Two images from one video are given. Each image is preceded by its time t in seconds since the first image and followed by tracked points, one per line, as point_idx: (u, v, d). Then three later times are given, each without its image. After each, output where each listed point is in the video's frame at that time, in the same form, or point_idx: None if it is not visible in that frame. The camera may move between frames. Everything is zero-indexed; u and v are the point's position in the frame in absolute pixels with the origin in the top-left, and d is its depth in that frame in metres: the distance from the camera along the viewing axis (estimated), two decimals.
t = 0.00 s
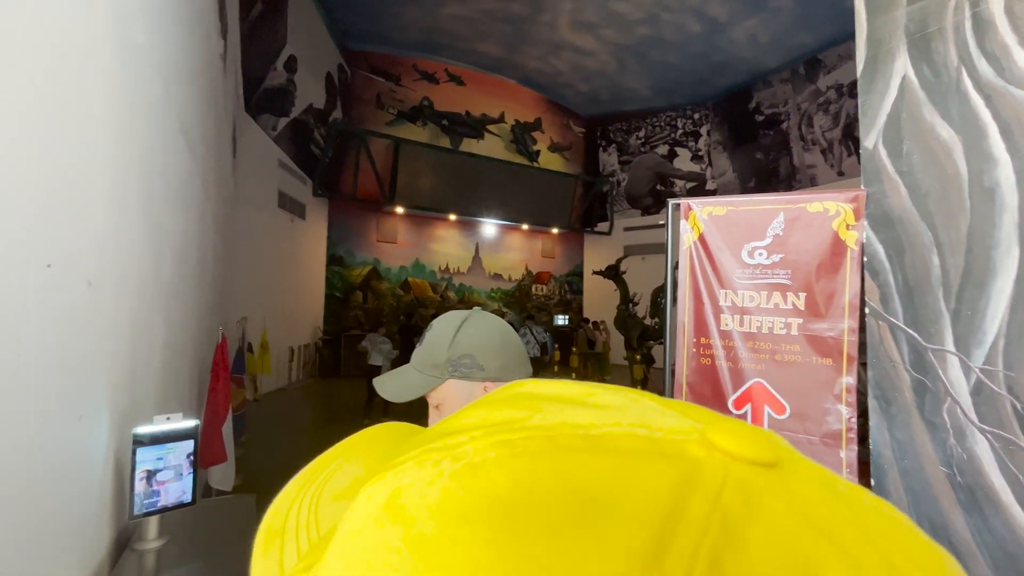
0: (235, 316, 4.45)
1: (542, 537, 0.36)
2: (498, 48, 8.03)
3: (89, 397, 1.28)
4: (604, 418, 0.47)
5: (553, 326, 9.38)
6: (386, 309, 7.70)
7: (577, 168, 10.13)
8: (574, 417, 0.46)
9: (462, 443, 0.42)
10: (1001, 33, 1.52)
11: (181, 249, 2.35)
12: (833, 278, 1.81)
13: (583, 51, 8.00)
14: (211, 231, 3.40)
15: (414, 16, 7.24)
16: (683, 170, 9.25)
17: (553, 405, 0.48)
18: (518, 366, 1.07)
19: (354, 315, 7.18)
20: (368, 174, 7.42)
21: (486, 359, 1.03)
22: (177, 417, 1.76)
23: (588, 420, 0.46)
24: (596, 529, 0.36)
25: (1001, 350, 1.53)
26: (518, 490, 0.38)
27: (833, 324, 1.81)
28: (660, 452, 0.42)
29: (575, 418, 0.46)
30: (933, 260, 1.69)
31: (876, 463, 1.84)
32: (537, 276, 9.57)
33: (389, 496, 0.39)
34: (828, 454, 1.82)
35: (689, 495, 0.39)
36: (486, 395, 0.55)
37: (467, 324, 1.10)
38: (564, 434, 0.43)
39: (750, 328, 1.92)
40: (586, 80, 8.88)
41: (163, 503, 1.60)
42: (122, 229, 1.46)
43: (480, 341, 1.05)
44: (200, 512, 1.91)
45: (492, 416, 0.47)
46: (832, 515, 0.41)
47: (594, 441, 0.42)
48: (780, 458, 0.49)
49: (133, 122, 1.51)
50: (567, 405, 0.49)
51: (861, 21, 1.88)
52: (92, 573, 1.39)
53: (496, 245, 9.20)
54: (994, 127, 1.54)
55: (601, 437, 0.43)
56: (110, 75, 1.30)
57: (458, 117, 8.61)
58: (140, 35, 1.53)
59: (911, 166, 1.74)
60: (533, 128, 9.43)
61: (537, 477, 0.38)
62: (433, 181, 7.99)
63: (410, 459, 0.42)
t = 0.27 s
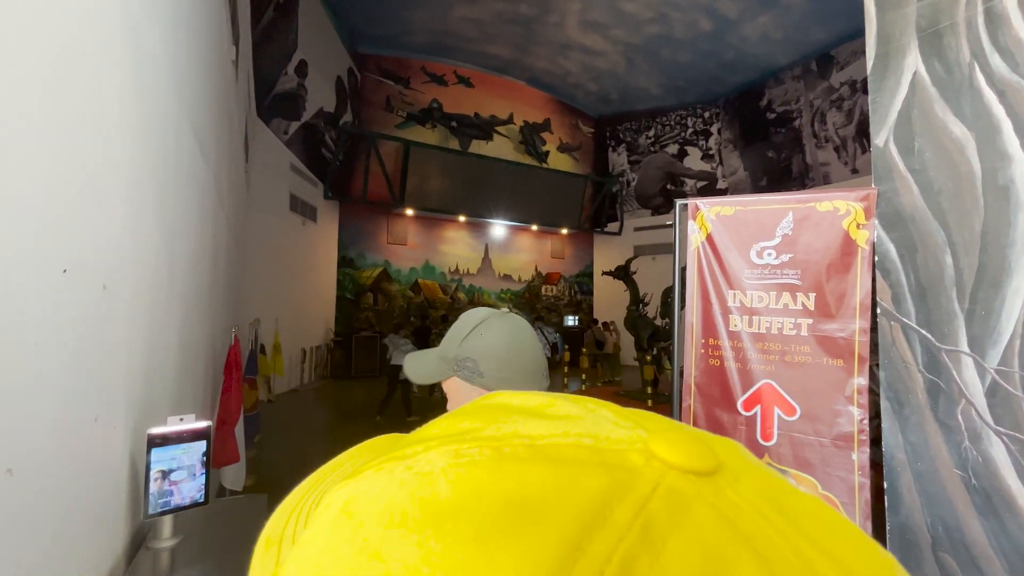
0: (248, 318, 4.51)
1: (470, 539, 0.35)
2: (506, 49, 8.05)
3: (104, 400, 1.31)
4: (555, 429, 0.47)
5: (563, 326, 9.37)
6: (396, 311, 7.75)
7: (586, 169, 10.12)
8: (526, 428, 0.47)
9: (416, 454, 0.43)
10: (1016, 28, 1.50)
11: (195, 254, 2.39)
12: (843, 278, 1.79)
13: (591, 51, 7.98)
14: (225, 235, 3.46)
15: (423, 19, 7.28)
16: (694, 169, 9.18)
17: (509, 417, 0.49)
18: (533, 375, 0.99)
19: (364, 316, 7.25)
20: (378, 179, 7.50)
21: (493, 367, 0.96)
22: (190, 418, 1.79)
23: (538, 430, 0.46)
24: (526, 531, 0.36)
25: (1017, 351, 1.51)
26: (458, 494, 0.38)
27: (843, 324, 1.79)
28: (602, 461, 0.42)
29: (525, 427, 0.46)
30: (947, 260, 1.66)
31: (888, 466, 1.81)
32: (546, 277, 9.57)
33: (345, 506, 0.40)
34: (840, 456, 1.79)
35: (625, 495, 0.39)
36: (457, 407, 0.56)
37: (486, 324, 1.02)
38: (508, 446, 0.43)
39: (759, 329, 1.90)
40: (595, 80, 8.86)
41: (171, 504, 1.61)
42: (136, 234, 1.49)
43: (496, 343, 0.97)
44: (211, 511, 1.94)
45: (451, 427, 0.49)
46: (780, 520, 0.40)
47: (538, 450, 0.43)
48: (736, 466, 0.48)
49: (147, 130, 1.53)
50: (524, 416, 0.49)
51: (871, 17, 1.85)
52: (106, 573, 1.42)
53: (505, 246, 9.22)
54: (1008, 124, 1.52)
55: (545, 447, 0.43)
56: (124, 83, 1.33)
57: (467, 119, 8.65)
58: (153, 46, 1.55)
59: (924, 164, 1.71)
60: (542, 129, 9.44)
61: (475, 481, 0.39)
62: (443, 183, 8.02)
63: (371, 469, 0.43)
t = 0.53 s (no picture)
0: (262, 319, 4.58)
1: (458, 565, 0.36)
2: (515, 49, 8.06)
3: (127, 401, 1.35)
4: (540, 442, 0.46)
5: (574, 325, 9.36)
6: (408, 311, 7.81)
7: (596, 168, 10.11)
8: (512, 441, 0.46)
9: (405, 472, 0.43)
10: None
11: (210, 257, 2.44)
12: (856, 278, 1.78)
13: (600, 49, 7.96)
14: (240, 237, 3.52)
15: (432, 21, 7.32)
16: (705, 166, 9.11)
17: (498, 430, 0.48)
18: (536, 380, 0.94)
19: (376, 316, 7.35)
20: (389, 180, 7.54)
21: (491, 363, 0.95)
22: (209, 419, 1.84)
23: (524, 445, 0.45)
24: (507, 549, 0.36)
25: None
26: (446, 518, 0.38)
27: (857, 324, 1.78)
28: (581, 478, 0.42)
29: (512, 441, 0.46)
30: (963, 258, 1.64)
31: (903, 467, 1.78)
32: (557, 276, 9.56)
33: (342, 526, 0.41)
34: (854, 457, 1.78)
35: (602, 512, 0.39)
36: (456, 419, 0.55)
37: (491, 325, 1.02)
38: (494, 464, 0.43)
39: (770, 329, 1.89)
40: (604, 78, 8.83)
41: (190, 503, 1.65)
42: (155, 239, 1.53)
43: (495, 344, 0.96)
44: (228, 511, 1.97)
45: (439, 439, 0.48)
46: (755, 536, 0.41)
47: (524, 468, 0.43)
48: (715, 479, 0.48)
49: (164, 136, 1.57)
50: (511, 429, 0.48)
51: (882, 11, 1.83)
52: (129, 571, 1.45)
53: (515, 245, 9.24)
54: None
55: (531, 464, 0.43)
56: (144, 93, 1.37)
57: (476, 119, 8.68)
58: (171, 55, 1.59)
59: (938, 161, 1.69)
60: (551, 128, 9.44)
61: (463, 505, 0.39)
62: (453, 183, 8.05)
63: (364, 488, 0.43)
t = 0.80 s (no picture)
0: (270, 318, 4.63)
1: None
2: (520, 46, 8.05)
3: (142, 401, 1.38)
4: (557, 450, 0.45)
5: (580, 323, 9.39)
6: (414, 309, 7.84)
7: (601, 165, 10.09)
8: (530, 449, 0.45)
9: (422, 480, 0.42)
10: None
11: (219, 257, 2.46)
12: (865, 275, 1.77)
13: (605, 45, 7.92)
14: (248, 237, 3.55)
15: (436, 19, 7.32)
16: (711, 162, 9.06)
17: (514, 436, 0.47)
18: (531, 381, 0.90)
19: (382, 314, 7.45)
20: (394, 178, 7.51)
21: (481, 364, 0.93)
22: (222, 418, 1.86)
23: (541, 454, 0.44)
24: (529, 553, 0.36)
25: None
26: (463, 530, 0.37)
27: (866, 321, 1.77)
28: (597, 489, 0.41)
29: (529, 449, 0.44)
30: (973, 255, 1.63)
31: (913, 464, 1.79)
32: (562, 274, 9.56)
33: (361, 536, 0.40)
34: (863, 455, 1.78)
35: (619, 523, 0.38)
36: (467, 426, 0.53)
37: (487, 327, 1.00)
38: (513, 473, 0.42)
39: (779, 326, 1.89)
40: (609, 75, 8.79)
41: (206, 499, 1.68)
42: (165, 240, 1.54)
43: (488, 345, 0.93)
44: (243, 507, 2.00)
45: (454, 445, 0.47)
46: (778, 553, 0.39)
47: (542, 477, 0.41)
48: (733, 488, 0.47)
49: (174, 138, 1.59)
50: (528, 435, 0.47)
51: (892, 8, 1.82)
52: (144, 569, 1.47)
53: (521, 243, 9.24)
54: None
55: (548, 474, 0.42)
56: (154, 97, 1.38)
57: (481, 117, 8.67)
58: (179, 57, 1.60)
59: (948, 158, 1.68)
60: (556, 125, 9.42)
61: (485, 512, 0.38)
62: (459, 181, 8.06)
63: (380, 497, 0.43)
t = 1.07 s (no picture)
0: (273, 317, 4.64)
1: None
2: (522, 44, 8.03)
3: (150, 403, 1.38)
4: (596, 486, 0.45)
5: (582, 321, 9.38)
6: (416, 308, 7.84)
7: (603, 163, 10.08)
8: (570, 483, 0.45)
9: (461, 511, 0.43)
10: None
11: (223, 257, 2.46)
12: (873, 275, 1.76)
13: (607, 43, 7.90)
14: (252, 237, 3.56)
15: (438, 17, 7.31)
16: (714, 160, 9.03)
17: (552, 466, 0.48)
18: (519, 387, 0.89)
19: (385, 313, 7.47)
20: (396, 176, 7.56)
21: (471, 367, 0.93)
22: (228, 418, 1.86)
23: (581, 488, 0.45)
24: None
25: None
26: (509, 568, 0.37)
27: (873, 321, 1.76)
28: (637, 528, 0.41)
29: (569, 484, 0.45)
30: (982, 255, 1.63)
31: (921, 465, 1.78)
32: (565, 272, 9.55)
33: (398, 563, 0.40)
34: (870, 455, 1.77)
35: (670, 573, 0.37)
36: (499, 447, 0.54)
37: (483, 328, 0.99)
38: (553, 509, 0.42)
39: (785, 327, 1.88)
40: (611, 72, 8.77)
41: (214, 500, 1.69)
42: (172, 241, 1.55)
43: (479, 348, 0.93)
44: (250, 508, 2.00)
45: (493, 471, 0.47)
46: None
47: (583, 516, 0.42)
48: (773, 525, 0.46)
49: (181, 139, 1.59)
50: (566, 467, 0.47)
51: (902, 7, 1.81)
52: (152, 569, 1.47)
53: (523, 242, 9.24)
54: None
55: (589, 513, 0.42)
56: (162, 98, 1.38)
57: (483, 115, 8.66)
58: (184, 56, 1.60)
59: (957, 157, 1.67)
60: (558, 123, 9.41)
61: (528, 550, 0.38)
62: (461, 180, 8.05)
63: (416, 524, 0.43)
